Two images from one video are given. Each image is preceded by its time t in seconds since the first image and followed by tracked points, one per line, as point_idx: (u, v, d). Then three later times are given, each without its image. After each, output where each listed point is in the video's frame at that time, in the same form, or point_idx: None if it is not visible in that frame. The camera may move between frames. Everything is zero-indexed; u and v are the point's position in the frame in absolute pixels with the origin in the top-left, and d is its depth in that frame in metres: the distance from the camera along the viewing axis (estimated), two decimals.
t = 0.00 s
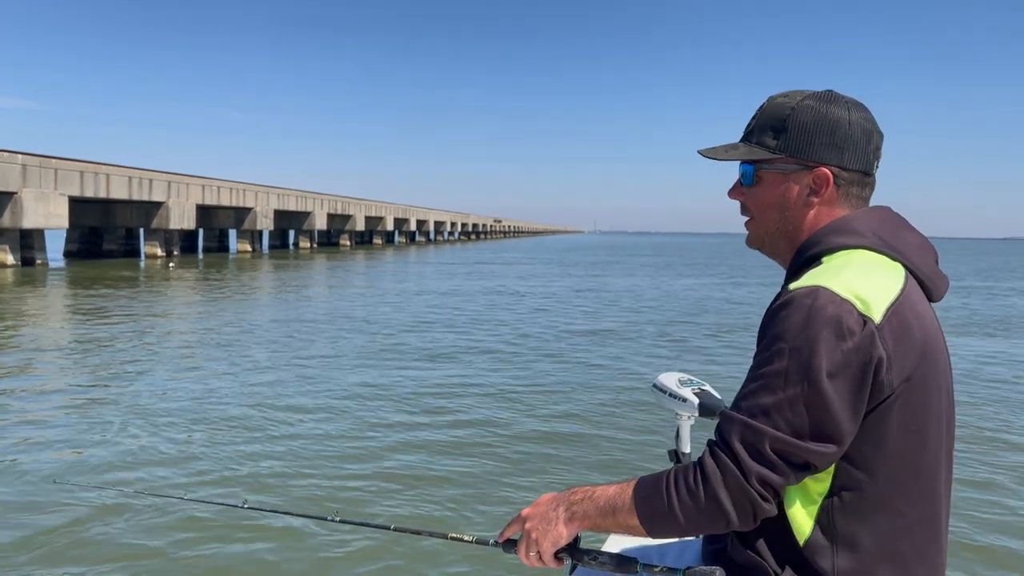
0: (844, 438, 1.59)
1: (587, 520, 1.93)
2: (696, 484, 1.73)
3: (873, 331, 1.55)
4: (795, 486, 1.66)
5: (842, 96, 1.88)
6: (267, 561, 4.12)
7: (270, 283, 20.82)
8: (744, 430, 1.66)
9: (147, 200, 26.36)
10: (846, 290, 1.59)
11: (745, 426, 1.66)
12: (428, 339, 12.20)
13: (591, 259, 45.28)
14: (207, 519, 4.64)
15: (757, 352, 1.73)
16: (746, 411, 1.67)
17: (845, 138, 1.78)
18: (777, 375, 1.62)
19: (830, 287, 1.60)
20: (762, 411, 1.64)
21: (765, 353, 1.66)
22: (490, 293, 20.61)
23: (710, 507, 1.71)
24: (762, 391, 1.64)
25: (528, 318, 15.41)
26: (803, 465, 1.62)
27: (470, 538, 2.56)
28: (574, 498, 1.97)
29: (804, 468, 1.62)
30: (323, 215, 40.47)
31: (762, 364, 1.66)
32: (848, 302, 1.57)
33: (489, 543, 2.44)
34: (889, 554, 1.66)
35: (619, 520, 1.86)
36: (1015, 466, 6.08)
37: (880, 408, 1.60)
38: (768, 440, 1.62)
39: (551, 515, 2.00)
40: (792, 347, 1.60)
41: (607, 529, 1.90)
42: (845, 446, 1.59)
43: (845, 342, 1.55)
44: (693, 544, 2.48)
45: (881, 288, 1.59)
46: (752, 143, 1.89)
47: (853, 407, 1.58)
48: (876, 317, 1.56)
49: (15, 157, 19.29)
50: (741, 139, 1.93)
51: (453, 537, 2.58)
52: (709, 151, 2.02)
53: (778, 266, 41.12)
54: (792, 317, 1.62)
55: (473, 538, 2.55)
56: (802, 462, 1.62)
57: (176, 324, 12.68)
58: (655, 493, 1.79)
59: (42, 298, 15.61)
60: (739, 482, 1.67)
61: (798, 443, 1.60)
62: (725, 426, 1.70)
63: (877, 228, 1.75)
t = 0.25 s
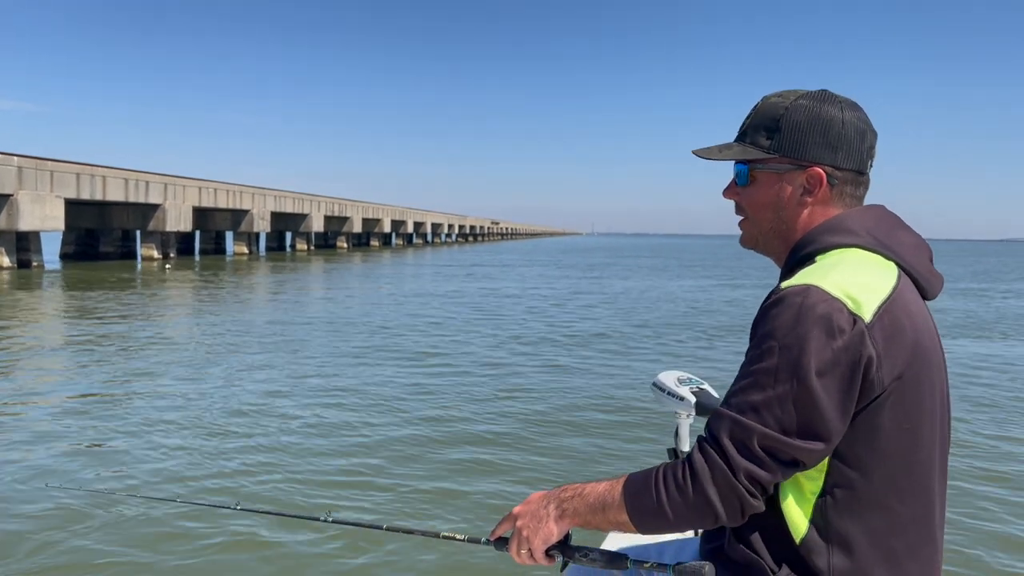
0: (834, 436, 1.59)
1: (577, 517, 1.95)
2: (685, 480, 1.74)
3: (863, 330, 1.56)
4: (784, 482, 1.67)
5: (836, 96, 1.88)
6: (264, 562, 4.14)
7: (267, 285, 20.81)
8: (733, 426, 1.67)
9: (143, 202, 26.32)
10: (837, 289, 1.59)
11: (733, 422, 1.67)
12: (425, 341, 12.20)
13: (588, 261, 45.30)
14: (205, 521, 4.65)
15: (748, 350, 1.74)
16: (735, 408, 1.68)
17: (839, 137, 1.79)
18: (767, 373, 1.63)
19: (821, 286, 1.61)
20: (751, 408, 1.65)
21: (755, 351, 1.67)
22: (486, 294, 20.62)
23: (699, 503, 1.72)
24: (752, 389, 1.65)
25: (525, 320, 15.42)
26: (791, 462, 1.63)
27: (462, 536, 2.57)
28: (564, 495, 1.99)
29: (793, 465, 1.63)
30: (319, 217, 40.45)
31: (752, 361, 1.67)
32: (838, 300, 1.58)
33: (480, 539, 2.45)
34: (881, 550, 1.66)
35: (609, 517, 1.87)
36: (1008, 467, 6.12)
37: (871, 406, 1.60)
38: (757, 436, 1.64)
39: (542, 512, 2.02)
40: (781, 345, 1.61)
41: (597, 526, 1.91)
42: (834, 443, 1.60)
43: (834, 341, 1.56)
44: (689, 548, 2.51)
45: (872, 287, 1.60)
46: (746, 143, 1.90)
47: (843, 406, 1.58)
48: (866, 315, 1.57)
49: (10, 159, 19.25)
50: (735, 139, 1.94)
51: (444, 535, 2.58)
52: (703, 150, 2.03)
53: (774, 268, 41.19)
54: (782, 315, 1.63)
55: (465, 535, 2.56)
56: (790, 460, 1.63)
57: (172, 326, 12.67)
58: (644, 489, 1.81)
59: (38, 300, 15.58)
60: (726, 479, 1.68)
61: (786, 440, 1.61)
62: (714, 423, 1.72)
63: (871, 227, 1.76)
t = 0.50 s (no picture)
0: (823, 435, 1.60)
1: (567, 515, 1.95)
2: (674, 478, 1.75)
3: (852, 330, 1.56)
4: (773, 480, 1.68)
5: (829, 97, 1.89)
6: (261, 562, 4.14)
7: (263, 288, 20.80)
8: (722, 424, 1.68)
9: (139, 205, 26.28)
10: (827, 289, 1.60)
11: (723, 420, 1.68)
12: (422, 343, 12.21)
13: (585, 263, 45.34)
14: (201, 521, 4.65)
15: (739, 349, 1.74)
16: (725, 407, 1.69)
17: (831, 137, 1.79)
18: (757, 372, 1.64)
19: (811, 286, 1.61)
20: (741, 406, 1.66)
21: (746, 350, 1.68)
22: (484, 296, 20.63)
23: (688, 501, 1.73)
24: (742, 388, 1.66)
25: (522, 322, 15.44)
26: (780, 460, 1.64)
27: (454, 535, 2.57)
28: (554, 493, 2.00)
29: (781, 464, 1.64)
30: (316, 220, 40.45)
31: (743, 361, 1.68)
32: (828, 300, 1.59)
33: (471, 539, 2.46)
34: (873, 549, 1.66)
35: (598, 515, 1.88)
36: (1004, 469, 6.13)
37: (862, 406, 1.61)
38: (746, 435, 1.65)
39: (533, 510, 2.03)
40: (771, 345, 1.62)
41: (586, 524, 1.92)
42: (824, 442, 1.61)
43: (823, 341, 1.57)
44: (688, 544, 2.51)
45: (862, 287, 1.61)
46: (739, 143, 1.90)
47: (832, 406, 1.59)
48: (857, 316, 1.57)
49: (7, 161, 19.22)
50: (729, 140, 1.95)
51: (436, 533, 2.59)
52: (697, 151, 2.03)
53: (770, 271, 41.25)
54: (772, 315, 1.63)
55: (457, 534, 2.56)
56: (779, 459, 1.63)
57: (168, 329, 12.66)
58: (634, 485, 1.82)
59: (34, 303, 15.54)
60: (715, 476, 1.69)
61: (775, 439, 1.62)
62: (704, 421, 1.72)
63: (864, 227, 1.76)
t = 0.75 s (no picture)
0: (817, 436, 1.60)
1: (562, 514, 1.95)
2: (669, 476, 1.75)
3: (848, 332, 1.57)
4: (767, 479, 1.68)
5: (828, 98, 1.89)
6: (259, 563, 4.15)
7: (261, 290, 20.81)
8: (719, 424, 1.68)
9: (137, 207, 26.27)
10: (823, 291, 1.60)
11: (718, 420, 1.68)
12: (420, 345, 12.22)
13: (582, 265, 45.38)
14: (197, 522, 4.67)
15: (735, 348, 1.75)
16: (720, 407, 1.69)
17: (830, 139, 1.80)
18: (753, 372, 1.64)
19: (808, 288, 1.62)
20: (736, 405, 1.67)
21: (743, 350, 1.68)
22: (481, 298, 20.64)
23: (682, 499, 1.73)
24: (738, 388, 1.67)
25: (520, 324, 15.46)
26: (775, 460, 1.64)
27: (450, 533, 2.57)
28: (550, 492, 2.00)
29: (776, 464, 1.64)
30: (314, 222, 40.44)
31: (739, 361, 1.68)
32: (825, 302, 1.59)
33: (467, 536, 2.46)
34: (868, 549, 1.67)
35: (594, 513, 1.88)
36: (1000, 470, 6.15)
37: (858, 407, 1.61)
38: (740, 434, 1.65)
39: (528, 509, 2.03)
40: (767, 345, 1.62)
41: (582, 522, 1.92)
42: (819, 442, 1.61)
43: (820, 342, 1.57)
44: (689, 544, 2.50)
45: (859, 287, 1.61)
46: (739, 144, 1.91)
47: (827, 407, 1.59)
48: (853, 317, 1.58)
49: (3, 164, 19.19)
50: (727, 141, 1.95)
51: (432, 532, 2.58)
52: (696, 152, 2.04)
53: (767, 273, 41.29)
54: (768, 316, 1.64)
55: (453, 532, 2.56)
56: (775, 459, 1.64)
57: (165, 331, 12.65)
58: (629, 484, 1.82)
59: (30, 306, 15.52)
60: (708, 474, 1.70)
61: (770, 440, 1.63)
62: (700, 420, 1.73)
63: (862, 228, 1.77)
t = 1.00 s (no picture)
0: (815, 438, 1.61)
1: (560, 513, 1.95)
2: (667, 475, 1.75)
3: (848, 335, 1.57)
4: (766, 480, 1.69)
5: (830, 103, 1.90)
6: (261, 563, 4.16)
7: (258, 291, 20.80)
8: (716, 425, 1.69)
9: (133, 209, 26.24)
10: (823, 294, 1.61)
11: (717, 420, 1.69)
12: (418, 346, 12.22)
13: (579, 266, 45.40)
14: (198, 523, 4.67)
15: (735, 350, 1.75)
16: (719, 407, 1.70)
17: (831, 144, 1.80)
18: (752, 373, 1.64)
19: (809, 290, 1.62)
20: (735, 407, 1.67)
21: (742, 352, 1.68)
22: (479, 300, 20.64)
23: (680, 499, 1.73)
24: (736, 389, 1.67)
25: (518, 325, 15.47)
26: (772, 461, 1.65)
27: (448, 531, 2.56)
28: (549, 490, 2.00)
29: (774, 465, 1.64)
30: (311, 224, 40.42)
31: (739, 362, 1.69)
32: (825, 305, 1.59)
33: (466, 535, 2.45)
34: (866, 551, 1.67)
35: (592, 512, 1.88)
36: (997, 470, 6.17)
37: (857, 410, 1.61)
38: (739, 435, 1.65)
39: (527, 508, 2.03)
40: (767, 347, 1.62)
41: (580, 521, 1.92)
42: (817, 444, 1.61)
43: (819, 344, 1.57)
44: (690, 544, 2.49)
45: (859, 290, 1.61)
46: (740, 147, 1.91)
47: (826, 409, 1.59)
48: (853, 321, 1.58)
49: None
50: (729, 144, 1.95)
51: (431, 531, 2.58)
52: (697, 155, 2.04)
53: (763, 274, 41.38)
54: (768, 318, 1.64)
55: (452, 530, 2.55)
56: (772, 460, 1.64)
57: (162, 333, 12.62)
58: (627, 483, 1.82)
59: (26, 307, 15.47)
60: (706, 474, 1.70)
61: (769, 441, 1.63)
62: (698, 421, 1.73)
63: (864, 232, 1.77)
